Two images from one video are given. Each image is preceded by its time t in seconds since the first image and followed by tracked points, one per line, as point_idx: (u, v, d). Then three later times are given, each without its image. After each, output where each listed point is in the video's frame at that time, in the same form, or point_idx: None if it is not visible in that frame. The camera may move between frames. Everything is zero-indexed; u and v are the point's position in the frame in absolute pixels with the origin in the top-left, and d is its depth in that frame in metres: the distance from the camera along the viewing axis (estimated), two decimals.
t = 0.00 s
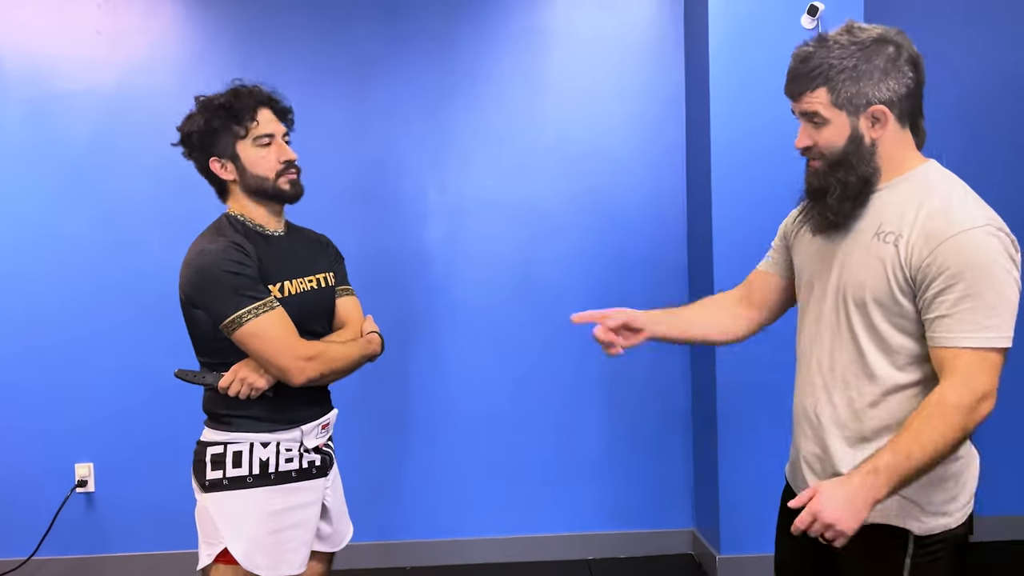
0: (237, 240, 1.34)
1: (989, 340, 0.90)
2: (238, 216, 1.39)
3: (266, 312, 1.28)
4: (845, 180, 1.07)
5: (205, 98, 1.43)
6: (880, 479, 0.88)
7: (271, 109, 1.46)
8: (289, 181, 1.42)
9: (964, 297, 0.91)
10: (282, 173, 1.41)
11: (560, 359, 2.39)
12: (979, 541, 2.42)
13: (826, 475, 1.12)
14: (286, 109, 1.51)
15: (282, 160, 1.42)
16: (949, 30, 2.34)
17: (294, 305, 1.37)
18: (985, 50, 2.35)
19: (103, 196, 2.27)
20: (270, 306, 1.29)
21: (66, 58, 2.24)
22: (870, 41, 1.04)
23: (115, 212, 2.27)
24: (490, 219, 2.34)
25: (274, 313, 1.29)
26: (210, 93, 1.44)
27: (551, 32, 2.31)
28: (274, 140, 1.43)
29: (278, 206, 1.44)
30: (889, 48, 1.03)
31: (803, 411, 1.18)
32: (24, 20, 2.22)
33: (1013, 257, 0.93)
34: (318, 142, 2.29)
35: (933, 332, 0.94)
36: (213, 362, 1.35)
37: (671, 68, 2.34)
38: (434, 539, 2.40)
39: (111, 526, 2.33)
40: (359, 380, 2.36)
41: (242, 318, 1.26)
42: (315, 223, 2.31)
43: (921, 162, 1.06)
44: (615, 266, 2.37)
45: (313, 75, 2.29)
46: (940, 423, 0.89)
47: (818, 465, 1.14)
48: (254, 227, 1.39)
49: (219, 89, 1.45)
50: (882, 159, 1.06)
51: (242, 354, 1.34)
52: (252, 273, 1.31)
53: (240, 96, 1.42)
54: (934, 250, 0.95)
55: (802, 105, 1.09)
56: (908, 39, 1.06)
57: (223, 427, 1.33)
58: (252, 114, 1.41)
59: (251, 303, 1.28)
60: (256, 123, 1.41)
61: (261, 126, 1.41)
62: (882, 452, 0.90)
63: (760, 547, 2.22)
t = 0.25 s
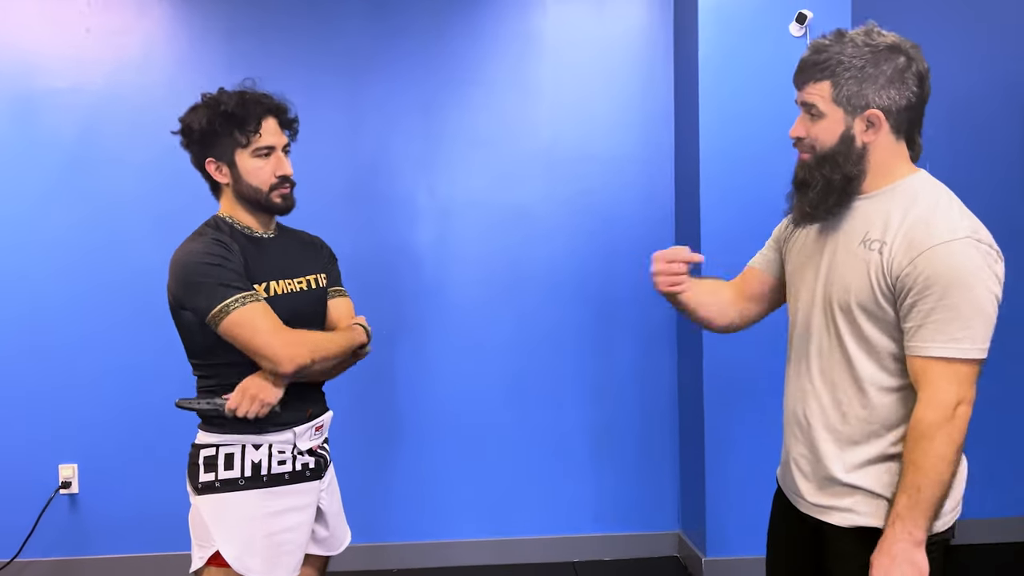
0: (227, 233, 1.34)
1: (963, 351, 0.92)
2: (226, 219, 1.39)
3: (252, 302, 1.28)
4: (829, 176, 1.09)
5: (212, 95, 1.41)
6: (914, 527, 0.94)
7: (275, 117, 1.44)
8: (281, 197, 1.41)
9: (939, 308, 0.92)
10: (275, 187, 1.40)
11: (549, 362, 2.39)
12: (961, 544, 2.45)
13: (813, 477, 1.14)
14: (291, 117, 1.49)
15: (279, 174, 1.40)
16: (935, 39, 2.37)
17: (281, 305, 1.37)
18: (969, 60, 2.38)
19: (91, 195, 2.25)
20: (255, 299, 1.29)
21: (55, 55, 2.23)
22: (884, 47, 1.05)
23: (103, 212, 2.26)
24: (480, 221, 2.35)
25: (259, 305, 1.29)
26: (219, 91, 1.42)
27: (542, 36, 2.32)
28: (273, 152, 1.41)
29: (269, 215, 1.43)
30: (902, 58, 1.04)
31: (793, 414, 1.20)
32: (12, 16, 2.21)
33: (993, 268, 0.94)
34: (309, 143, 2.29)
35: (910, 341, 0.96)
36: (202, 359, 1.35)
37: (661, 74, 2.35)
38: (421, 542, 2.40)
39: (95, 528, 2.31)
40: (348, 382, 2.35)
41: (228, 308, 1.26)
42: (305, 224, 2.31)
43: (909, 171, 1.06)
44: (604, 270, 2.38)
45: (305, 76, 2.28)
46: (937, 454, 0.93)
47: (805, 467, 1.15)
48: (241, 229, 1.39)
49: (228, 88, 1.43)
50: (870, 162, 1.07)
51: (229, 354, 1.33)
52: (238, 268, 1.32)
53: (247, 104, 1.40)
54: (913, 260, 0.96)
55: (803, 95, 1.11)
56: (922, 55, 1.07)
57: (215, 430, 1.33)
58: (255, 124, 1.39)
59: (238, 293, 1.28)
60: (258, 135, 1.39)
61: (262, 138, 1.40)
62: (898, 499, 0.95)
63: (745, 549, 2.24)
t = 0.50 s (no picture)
0: (216, 237, 1.35)
1: (962, 356, 0.92)
2: (224, 220, 1.40)
3: (179, 324, 1.26)
4: (818, 184, 1.10)
5: (224, 94, 1.42)
6: (918, 529, 0.94)
7: (285, 121, 1.46)
8: (282, 202, 1.42)
9: (936, 314, 0.93)
10: (277, 193, 1.41)
11: (541, 365, 2.39)
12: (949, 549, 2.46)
13: (804, 482, 1.14)
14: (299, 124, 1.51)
15: (281, 180, 1.42)
16: (929, 47, 2.38)
17: (266, 309, 1.37)
18: (963, 67, 2.39)
19: (85, 195, 2.25)
20: (183, 323, 1.26)
21: (50, 54, 2.22)
22: (868, 57, 1.07)
23: (96, 212, 2.25)
24: (475, 225, 2.35)
25: (184, 331, 1.26)
26: (232, 90, 1.44)
27: (538, 40, 2.32)
28: (278, 157, 1.43)
29: (267, 219, 1.44)
30: (885, 68, 1.06)
31: (786, 420, 1.19)
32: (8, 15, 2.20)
33: (988, 273, 0.94)
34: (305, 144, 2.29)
35: (911, 348, 0.96)
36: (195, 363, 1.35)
37: (657, 79, 2.36)
38: (412, 544, 2.40)
39: (85, 528, 2.31)
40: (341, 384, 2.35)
41: (155, 323, 1.27)
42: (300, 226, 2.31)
43: (899, 178, 1.07)
44: (598, 274, 2.38)
45: (301, 78, 2.28)
46: (942, 458, 0.93)
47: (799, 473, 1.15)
48: (238, 230, 1.39)
49: (243, 88, 1.45)
50: (858, 168, 1.08)
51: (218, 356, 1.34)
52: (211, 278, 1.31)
53: (258, 108, 1.41)
54: (909, 266, 0.96)
55: (790, 106, 1.13)
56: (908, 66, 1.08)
57: (205, 431, 1.33)
58: (264, 128, 1.41)
59: (171, 312, 1.26)
60: (266, 138, 1.41)
61: (269, 142, 1.41)
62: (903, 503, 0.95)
63: (736, 553, 2.24)
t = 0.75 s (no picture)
0: (207, 239, 1.37)
1: (941, 360, 0.92)
2: (219, 221, 1.41)
3: (148, 332, 1.28)
4: (806, 188, 1.11)
5: (227, 94, 1.44)
6: (867, 522, 0.93)
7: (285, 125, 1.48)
8: (280, 205, 1.43)
9: (916, 317, 0.93)
10: (274, 195, 1.42)
11: (536, 367, 2.40)
12: (941, 554, 2.47)
13: (798, 486, 1.14)
14: (297, 128, 1.53)
15: (279, 182, 1.43)
16: (925, 53, 2.39)
17: (258, 312, 1.38)
18: (959, 73, 2.40)
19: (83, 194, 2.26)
20: (153, 331, 1.28)
21: (50, 52, 2.23)
22: (857, 64, 1.08)
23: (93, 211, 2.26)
24: (471, 227, 2.36)
25: (153, 340, 1.28)
26: (234, 91, 1.45)
27: (535, 42, 2.33)
28: (277, 160, 1.44)
29: (262, 222, 1.45)
30: (874, 75, 1.07)
31: (778, 424, 1.20)
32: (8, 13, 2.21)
33: (971, 278, 0.94)
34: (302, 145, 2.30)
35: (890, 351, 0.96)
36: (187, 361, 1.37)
37: (653, 84, 2.37)
38: (406, 544, 2.41)
39: (79, 526, 2.31)
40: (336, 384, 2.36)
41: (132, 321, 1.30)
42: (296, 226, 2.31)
43: (888, 184, 1.07)
44: (593, 277, 2.39)
45: (299, 80, 2.29)
46: (902, 456, 0.92)
47: (791, 477, 1.16)
48: (233, 231, 1.41)
49: (245, 89, 1.46)
50: (846, 174, 1.08)
51: (210, 358, 1.36)
52: (193, 288, 1.31)
53: (260, 111, 1.43)
54: (893, 269, 0.97)
55: (781, 111, 1.14)
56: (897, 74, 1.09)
57: (197, 432, 1.35)
58: (265, 131, 1.43)
59: (143, 318, 1.28)
60: (266, 141, 1.43)
61: (270, 145, 1.43)
62: (858, 498, 0.94)
63: (728, 556, 2.24)
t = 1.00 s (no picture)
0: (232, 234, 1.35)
1: (932, 361, 0.92)
2: (239, 218, 1.39)
3: (168, 315, 1.23)
4: (805, 196, 1.12)
5: (249, 95, 1.43)
6: (835, 506, 0.93)
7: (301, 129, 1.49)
8: (297, 205, 1.46)
9: (906, 321, 0.93)
10: (294, 195, 1.45)
11: (536, 370, 2.41)
12: (938, 559, 2.47)
13: (794, 491, 1.16)
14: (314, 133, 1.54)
15: (298, 183, 1.45)
16: (924, 59, 2.40)
17: (280, 310, 1.38)
18: (958, 79, 2.41)
19: (87, 196, 2.27)
20: (176, 314, 1.23)
21: (54, 55, 2.24)
22: (845, 70, 1.09)
23: (97, 213, 2.27)
24: (472, 230, 2.37)
25: (174, 323, 1.23)
26: (252, 94, 1.44)
27: (537, 47, 2.34)
28: (297, 162, 1.45)
29: (276, 221, 1.46)
30: (863, 80, 1.08)
31: (776, 428, 1.21)
32: (13, 15, 2.22)
33: (960, 280, 0.95)
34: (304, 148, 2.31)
35: (881, 354, 0.97)
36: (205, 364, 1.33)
37: (653, 88, 2.38)
38: (406, 546, 2.42)
39: (80, 525, 2.32)
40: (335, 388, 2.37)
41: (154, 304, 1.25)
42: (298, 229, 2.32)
43: (880, 189, 1.09)
44: (594, 281, 2.40)
45: (301, 84, 2.30)
46: (880, 450, 0.92)
47: (788, 481, 1.17)
48: (252, 229, 1.40)
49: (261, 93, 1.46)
50: (842, 181, 1.09)
51: (231, 354, 1.33)
52: (224, 279, 1.29)
53: (286, 111, 1.44)
54: (884, 273, 0.98)
55: (774, 121, 1.15)
56: (884, 78, 1.10)
57: (215, 433, 1.31)
58: (291, 132, 1.44)
59: (167, 300, 1.24)
60: (291, 142, 1.44)
61: (292, 146, 1.44)
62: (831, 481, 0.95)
63: (727, 560, 2.25)
